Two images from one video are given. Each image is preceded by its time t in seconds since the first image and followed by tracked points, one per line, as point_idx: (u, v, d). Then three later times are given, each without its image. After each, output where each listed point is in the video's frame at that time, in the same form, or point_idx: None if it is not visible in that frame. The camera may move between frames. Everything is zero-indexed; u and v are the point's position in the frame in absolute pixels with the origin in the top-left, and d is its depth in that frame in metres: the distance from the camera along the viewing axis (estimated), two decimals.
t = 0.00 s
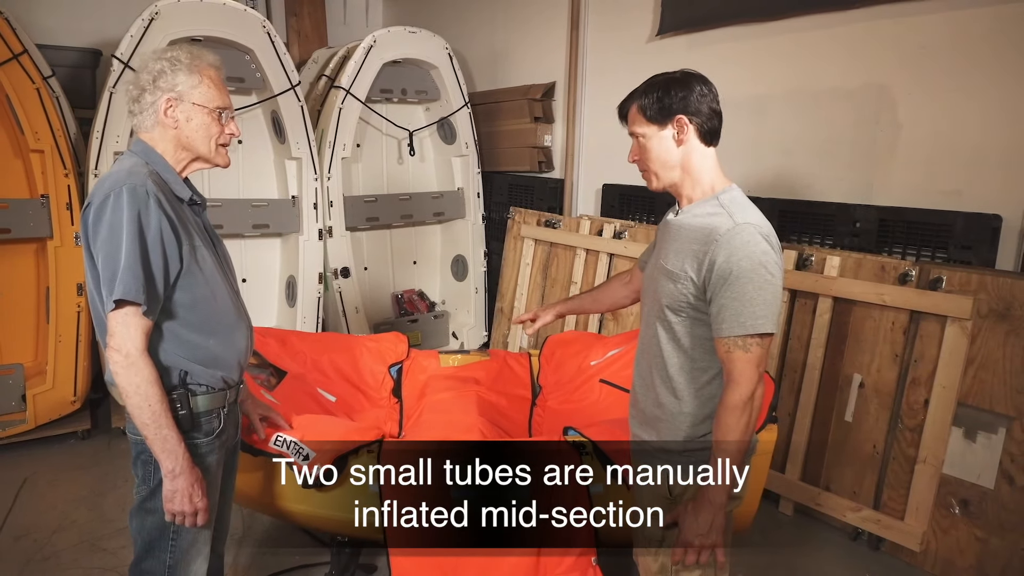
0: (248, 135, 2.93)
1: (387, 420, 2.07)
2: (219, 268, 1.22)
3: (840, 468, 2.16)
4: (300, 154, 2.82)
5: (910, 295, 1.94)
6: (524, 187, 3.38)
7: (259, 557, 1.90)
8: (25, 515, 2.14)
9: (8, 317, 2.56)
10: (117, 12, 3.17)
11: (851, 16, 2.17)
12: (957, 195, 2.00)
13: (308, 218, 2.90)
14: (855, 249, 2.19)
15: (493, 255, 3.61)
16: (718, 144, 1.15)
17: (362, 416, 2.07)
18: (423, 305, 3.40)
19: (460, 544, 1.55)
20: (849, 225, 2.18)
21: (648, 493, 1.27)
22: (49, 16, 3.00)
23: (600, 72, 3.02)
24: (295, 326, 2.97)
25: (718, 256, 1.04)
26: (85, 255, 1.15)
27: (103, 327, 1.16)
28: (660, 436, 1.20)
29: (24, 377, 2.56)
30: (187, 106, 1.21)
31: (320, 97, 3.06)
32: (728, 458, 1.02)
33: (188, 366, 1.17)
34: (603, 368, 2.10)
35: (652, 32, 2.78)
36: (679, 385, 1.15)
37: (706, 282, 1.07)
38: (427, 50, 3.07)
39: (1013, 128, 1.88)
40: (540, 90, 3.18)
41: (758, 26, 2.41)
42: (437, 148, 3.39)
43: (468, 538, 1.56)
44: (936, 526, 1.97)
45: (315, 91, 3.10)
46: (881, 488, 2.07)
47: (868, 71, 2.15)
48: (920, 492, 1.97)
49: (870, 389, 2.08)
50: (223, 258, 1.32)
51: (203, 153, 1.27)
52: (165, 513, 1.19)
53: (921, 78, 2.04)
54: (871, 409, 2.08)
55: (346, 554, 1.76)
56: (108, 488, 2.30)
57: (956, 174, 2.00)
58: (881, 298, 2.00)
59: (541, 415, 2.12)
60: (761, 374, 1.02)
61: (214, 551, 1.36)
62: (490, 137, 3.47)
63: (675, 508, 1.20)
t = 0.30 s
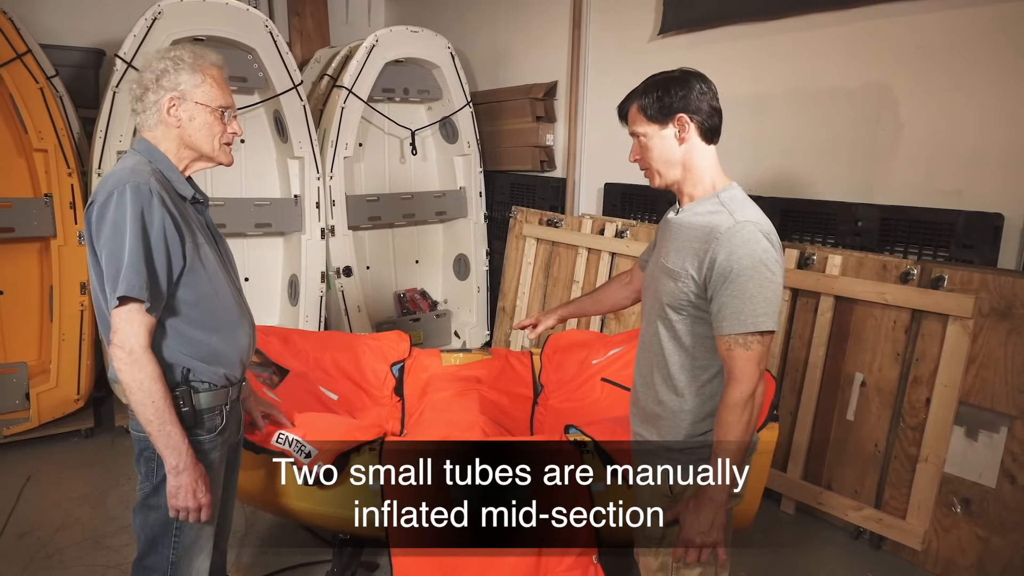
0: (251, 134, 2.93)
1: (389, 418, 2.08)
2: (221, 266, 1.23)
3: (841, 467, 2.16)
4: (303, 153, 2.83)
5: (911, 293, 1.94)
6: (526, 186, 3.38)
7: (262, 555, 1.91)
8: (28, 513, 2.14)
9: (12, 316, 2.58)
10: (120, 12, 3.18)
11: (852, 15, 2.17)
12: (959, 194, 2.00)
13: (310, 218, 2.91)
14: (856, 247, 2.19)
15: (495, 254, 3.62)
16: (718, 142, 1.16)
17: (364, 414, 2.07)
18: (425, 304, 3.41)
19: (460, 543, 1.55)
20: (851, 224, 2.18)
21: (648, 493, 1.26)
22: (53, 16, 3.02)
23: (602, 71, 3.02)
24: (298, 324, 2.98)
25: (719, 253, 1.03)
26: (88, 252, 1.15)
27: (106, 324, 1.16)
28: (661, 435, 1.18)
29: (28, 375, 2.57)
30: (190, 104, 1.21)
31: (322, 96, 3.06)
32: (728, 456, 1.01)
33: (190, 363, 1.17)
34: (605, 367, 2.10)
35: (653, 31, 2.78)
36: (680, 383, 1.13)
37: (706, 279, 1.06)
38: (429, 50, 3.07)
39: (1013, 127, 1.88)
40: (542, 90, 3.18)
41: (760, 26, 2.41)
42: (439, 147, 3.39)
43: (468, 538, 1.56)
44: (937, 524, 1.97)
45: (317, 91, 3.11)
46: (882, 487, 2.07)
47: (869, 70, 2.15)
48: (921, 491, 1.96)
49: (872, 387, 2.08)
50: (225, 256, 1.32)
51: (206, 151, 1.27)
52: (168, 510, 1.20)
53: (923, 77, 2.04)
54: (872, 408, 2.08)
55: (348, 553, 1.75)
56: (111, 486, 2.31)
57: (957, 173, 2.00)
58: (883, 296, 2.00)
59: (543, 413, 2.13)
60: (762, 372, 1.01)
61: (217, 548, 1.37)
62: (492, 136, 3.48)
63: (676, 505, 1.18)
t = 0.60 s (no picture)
0: (253, 133, 2.93)
1: (390, 417, 2.07)
2: (221, 264, 1.23)
3: (844, 467, 2.16)
4: (304, 153, 2.83)
5: (914, 293, 1.93)
6: (528, 186, 3.38)
7: (262, 554, 1.91)
8: (30, 511, 2.15)
9: (15, 314, 2.58)
10: (123, 11, 3.18)
11: (853, 14, 2.17)
12: (962, 193, 1.99)
13: (312, 217, 2.91)
14: (859, 247, 2.19)
15: (497, 253, 3.62)
16: (719, 141, 1.15)
17: (365, 413, 2.06)
18: (427, 303, 3.41)
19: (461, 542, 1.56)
20: (854, 224, 2.18)
21: (649, 493, 1.24)
22: (55, 15, 3.02)
23: (604, 70, 3.02)
24: (299, 323, 2.98)
25: (721, 252, 1.02)
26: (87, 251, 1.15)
27: (105, 322, 1.16)
28: (660, 435, 1.16)
29: (31, 374, 2.58)
30: (188, 103, 1.21)
31: (324, 96, 3.06)
32: (730, 457, 1.01)
33: (190, 361, 1.17)
34: (606, 366, 2.09)
35: (655, 30, 2.77)
36: (681, 382, 1.12)
37: (708, 278, 1.05)
38: (431, 49, 3.07)
39: (1016, 126, 1.88)
40: (544, 89, 3.17)
41: (762, 25, 2.41)
42: (441, 146, 3.39)
43: (468, 538, 1.56)
44: (940, 525, 1.96)
45: (320, 90, 3.11)
46: (885, 487, 2.07)
47: (872, 70, 2.14)
48: (923, 491, 1.96)
49: (874, 387, 2.08)
50: (225, 254, 1.32)
51: (205, 149, 1.27)
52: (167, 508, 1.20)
53: (925, 76, 2.03)
54: (875, 408, 2.08)
55: (348, 552, 1.75)
56: (112, 484, 2.32)
57: (960, 172, 1.99)
58: (886, 296, 2.00)
59: (544, 412, 2.12)
60: (763, 371, 1.00)
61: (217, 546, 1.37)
62: (494, 135, 3.48)
63: (676, 506, 1.16)
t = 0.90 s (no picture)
0: (254, 132, 2.93)
1: (392, 417, 2.06)
2: (218, 263, 1.22)
3: (846, 467, 2.15)
4: (306, 152, 2.83)
5: (917, 293, 1.92)
6: (530, 185, 3.38)
7: (263, 554, 1.91)
8: (32, 511, 2.15)
9: (17, 314, 2.59)
10: (125, 11, 3.18)
11: (856, 13, 2.16)
12: (966, 192, 1.98)
13: (314, 216, 2.90)
14: (863, 246, 2.18)
15: (499, 252, 3.61)
16: (717, 141, 1.13)
17: (366, 413, 2.05)
18: (429, 303, 3.41)
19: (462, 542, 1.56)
20: (857, 223, 2.17)
21: (649, 493, 1.23)
22: (57, 15, 3.02)
23: (606, 69, 3.01)
24: (301, 323, 2.98)
25: (721, 251, 1.01)
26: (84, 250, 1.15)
27: (102, 322, 1.16)
28: (660, 436, 1.16)
29: (33, 373, 2.58)
30: (184, 102, 1.21)
31: (326, 95, 3.06)
32: (731, 458, 1.00)
33: (187, 361, 1.17)
34: (608, 367, 2.09)
35: (658, 29, 2.76)
36: (681, 382, 1.11)
37: (709, 278, 1.04)
38: (432, 48, 3.07)
39: (1021, 124, 1.86)
40: (546, 88, 3.16)
41: (764, 23, 2.40)
42: (442, 146, 3.39)
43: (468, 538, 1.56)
44: (943, 525, 1.95)
45: (321, 90, 3.11)
46: (888, 487, 2.06)
47: (874, 68, 2.13)
48: (927, 491, 1.95)
49: (877, 387, 2.07)
50: (223, 253, 1.32)
51: (202, 149, 1.27)
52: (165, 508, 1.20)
53: (928, 75, 2.02)
54: (878, 408, 2.07)
55: (349, 552, 1.74)
56: (114, 484, 2.32)
57: (964, 171, 1.98)
58: (889, 295, 1.99)
59: (546, 413, 2.11)
60: (764, 371, 1.00)
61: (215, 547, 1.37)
62: (496, 134, 3.47)
63: (677, 506, 1.15)
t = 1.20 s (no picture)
0: (257, 131, 2.92)
1: (394, 416, 2.06)
2: (217, 261, 1.21)
3: (852, 468, 2.13)
4: (309, 151, 2.82)
5: (924, 293, 1.90)
6: (533, 184, 3.36)
7: (264, 554, 1.90)
8: (34, 510, 2.15)
9: (20, 312, 2.58)
10: (128, 9, 3.18)
11: (861, 11, 2.14)
12: (973, 191, 1.96)
13: (316, 215, 2.90)
14: (868, 246, 2.16)
15: (502, 252, 3.60)
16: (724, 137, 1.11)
17: (368, 412, 2.04)
18: (432, 302, 3.41)
19: (463, 546, 1.50)
20: (863, 222, 2.15)
21: (653, 495, 1.19)
22: (60, 14, 3.02)
23: (610, 67, 2.99)
24: (304, 322, 2.98)
25: (727, 251, 0.99)
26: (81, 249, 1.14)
27: (100, 321, 1.15)
28: (665, 438, 1.14)
29: (35, 372, 2.58)
30: (184, 99, 1.20)
31: (328, 94, 3.04)
32: (735, 460, 0.99)
33: (185, 360, 1.16)
34: (611, 366, 2.07)
35: (662, 27, 2.75)
36: (687, 384, 1.09)
37: (715, 278, 1.02)
38: (435, 47, 3.05)
39: None
40: (550, 87, 3.15)
41: (769, 21, 2.38)
42: (445, 145, 3.38)
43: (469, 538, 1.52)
44: (950, 528, 1.93)
45: (324, 88, 3.09)
46: (894, 489, 2.04)
47: (880, 66, 2.11)
48: (934, 493, 1.93)
49: (884, 388, 2.05)
50: (223, 252, 1.31)
51: (201, 147, 1.26)
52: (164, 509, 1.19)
53: (935, 73, 2.00)
54: (884, 409, 2.05)
55: (351, 552, 1.73)
56: (116, 483, 2.31)
57: (971, 170, 1.96)
58: (895, 295, 1.97)
59: (549, 413, 2.10)
60: (772, 372, 0.98)
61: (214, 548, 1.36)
62: (499, 133, 3.46)
63: (683, 509, 1.12)
